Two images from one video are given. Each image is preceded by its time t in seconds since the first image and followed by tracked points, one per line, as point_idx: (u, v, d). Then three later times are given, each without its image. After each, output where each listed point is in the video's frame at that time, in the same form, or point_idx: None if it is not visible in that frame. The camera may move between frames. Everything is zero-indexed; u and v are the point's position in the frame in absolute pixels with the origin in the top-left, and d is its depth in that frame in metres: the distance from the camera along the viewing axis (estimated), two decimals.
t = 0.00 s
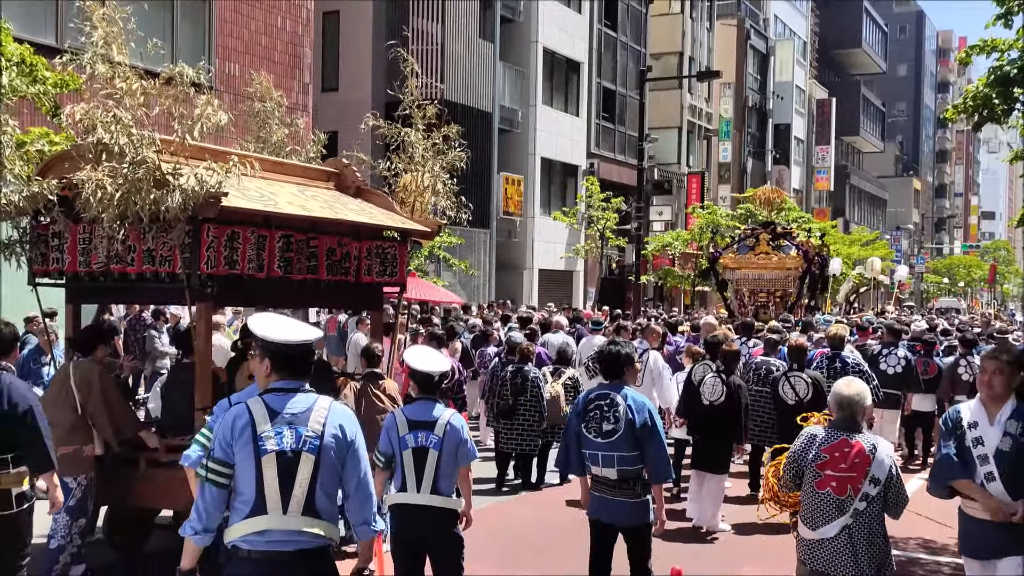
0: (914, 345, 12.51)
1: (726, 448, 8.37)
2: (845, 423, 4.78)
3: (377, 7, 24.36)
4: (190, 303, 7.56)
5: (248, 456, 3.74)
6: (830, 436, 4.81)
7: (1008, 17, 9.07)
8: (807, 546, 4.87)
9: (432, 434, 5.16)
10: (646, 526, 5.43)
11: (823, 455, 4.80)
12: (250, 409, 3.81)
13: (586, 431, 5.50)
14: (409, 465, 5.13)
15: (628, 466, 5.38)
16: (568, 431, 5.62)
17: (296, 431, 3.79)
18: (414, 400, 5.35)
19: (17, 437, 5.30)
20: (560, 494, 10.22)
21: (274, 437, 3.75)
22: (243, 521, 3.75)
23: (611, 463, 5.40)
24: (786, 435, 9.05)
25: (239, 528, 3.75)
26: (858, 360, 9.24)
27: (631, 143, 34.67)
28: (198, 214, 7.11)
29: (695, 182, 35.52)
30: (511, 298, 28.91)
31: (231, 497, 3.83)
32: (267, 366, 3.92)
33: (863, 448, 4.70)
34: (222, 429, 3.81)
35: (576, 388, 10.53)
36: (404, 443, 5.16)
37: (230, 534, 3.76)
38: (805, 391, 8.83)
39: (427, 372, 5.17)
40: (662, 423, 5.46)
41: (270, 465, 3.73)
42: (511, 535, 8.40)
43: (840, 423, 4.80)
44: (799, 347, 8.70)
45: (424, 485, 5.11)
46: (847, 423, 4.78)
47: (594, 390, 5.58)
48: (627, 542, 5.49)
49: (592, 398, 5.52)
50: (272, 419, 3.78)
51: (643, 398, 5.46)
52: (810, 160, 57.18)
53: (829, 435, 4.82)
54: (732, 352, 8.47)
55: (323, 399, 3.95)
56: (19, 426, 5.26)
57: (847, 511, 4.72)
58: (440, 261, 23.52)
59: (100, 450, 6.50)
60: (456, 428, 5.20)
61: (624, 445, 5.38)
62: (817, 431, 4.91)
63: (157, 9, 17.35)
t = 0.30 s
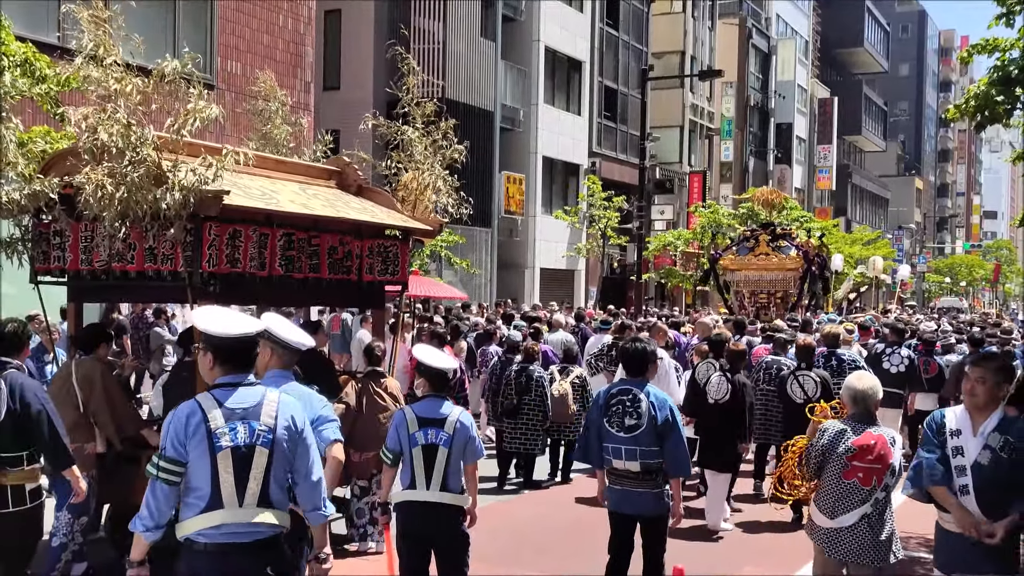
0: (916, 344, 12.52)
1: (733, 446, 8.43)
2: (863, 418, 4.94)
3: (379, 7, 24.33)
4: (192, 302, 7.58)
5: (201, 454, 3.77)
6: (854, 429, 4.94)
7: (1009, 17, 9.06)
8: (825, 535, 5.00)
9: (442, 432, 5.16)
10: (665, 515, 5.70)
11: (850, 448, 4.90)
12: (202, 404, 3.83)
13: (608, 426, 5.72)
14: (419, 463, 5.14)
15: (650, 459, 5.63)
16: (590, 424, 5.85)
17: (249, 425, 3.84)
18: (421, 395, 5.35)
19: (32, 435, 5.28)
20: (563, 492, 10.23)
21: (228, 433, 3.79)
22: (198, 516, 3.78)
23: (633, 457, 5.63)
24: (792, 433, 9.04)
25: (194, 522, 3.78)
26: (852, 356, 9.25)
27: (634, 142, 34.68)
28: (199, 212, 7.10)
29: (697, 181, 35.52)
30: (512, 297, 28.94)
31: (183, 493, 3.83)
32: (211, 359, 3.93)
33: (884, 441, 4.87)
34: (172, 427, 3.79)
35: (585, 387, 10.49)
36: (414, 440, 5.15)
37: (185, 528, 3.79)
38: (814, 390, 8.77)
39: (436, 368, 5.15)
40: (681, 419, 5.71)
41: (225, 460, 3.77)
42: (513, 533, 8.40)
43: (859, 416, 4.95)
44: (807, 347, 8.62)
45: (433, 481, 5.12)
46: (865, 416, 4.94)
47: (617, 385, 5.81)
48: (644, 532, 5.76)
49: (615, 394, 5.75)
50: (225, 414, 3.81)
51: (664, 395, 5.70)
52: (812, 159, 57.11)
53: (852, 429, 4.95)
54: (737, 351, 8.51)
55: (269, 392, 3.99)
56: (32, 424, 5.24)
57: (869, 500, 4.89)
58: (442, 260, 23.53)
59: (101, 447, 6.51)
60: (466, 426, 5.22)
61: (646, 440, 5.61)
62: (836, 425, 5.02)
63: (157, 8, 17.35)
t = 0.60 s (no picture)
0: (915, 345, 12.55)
1: (740, 446, 8.44)
2: (859, 412, 5.34)
3: (379, 7, 24.31)
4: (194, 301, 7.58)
5: (187, 450, 3.88)
6: (853, 426, 5.33)
7: (1012, 17, 9.05)
8: (840, 529, 5.37)
9: (448, 430, 5.19)
10: (669, 509, 5.77)
11: (854, 445, 5.30)
12: (176, 403, 3.91)
13: (616, 422, 5.77)
14: (426, 462, 5.14)
15: (658, 455, 5.71)
16: (595, 421, 5.87)
17: (226, 418, 4.01)
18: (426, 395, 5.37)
19: (27, 433, 5.27)
20: (565, 492, 10.24)
21: (209, 428, 3.95)
22: (182, 513, 3.89)
23: (641, 453, 5.71)
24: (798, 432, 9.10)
25: (180, 520, 3.88)
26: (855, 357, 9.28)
27: (635, 142, 34.68)
28: (201, 211, 7.12)
29: (698, 181, 35.53)
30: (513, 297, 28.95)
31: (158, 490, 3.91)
32: (170, 357, 4.00)
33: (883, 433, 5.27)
34: (152, 428, 3.84)
35: (586, 387, 10.60)
36: (421, 439, 5.16)
37: (171, 526, 3.88)
38: (826, 391, 8.76)
39: (443, 367, 5.16)
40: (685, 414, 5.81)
41: (211, 454, 3.93)
42: (514, 533, 8.41)
43: (857, 412, 5.34)
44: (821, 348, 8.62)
45: (439, 480, 5.12)
46: (861, 411, 5.35)
47: (622, 381, 5.84)
48: (647, 524, 5.84)
49: (622, 390, 5.79)
50: (201, 409, 3.94)
51: (669, 391, 5.79)
52: (814, 160, 57.13)
53: (852, 427, 5.33)
54: (740, 351, 8.52)
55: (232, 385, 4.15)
56: (27, 422, 5.23)
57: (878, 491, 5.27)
58: (443, 260, 23.55)
59: (103, 447, 6.50)
60: (472, 424, 5.25)
61: (654, 436, 5.70)
62: (836, 425, 5.38)
63: (160, 7, 17.36)
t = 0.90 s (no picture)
0: (915, 346, 12.57)
1: (748, 446, 8.46)
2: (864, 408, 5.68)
3: (381, 7, 24.31)
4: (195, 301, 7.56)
5: (171, 447, 4.01)
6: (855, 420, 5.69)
7: (1013, 18, 9.04)
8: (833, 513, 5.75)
9: (454, 430, 5.19)
10: (662, 507, 5.75)
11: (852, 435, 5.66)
12: (161, 401, 4.02)
13: (605, 422, 5.79)
14: (432, 461, 5.14)
15: (648, 453, 5.71)
16: (586, 422, 5.89)
17: (203, 417, 4.17)
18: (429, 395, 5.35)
19: (13, 432, 5.19)
20: (565, 492, 10.24)
21: (190, 426, 4.10)
22: (164, 509, 4.01)
23: (630, 451, 5.72)
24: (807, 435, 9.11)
25: (161, 517, 4.00)
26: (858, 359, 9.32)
27: (636, 142, 34.70)
28: (202, 212, 7.10)
29: (699, 182, 35.55)
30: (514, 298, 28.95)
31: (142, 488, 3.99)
32: (143, 358, 4.11)
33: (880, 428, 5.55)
34: (140, 427, 3.91)
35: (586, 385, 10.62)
36: (427, 438, 5.16)
37: (153, 524, 3.99)
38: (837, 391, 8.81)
39: (448, 367, 5.15)
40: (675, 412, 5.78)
41: (192, 451, 4.09)
42: (515, 533, 8.42)
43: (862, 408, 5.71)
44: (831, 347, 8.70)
45: (446, 480, 5.12)
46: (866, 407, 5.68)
47: (611, 382, 5.85)
48: (641, 523, 5.81)
49: (610, 390, 5.81)
50: (184, 408, 4.08)
51: (659, 390, 5.78)
52: (815, 161, 57.16)
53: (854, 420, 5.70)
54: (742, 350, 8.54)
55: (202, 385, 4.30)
56: (13, 419, 5.14)
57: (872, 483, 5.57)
58: (443, 260, 23.58)
59: (103, 446, 6.52)
60: (476, 424, 5.27)
61: (642, 435, 5.70)
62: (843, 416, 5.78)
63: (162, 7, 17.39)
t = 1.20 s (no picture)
0: (916, 348, 12.56)
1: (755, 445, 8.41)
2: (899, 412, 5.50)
3: (382, 8, 24.29)
4: (195, 302, 7.54)
5: (146, 441, 4.03)
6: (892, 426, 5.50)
7: (1015, 19, 9.03)
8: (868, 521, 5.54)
9: (463, 429, 5.18)
10: (659, 507, 5.75)
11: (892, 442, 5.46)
12: (136, 395, 4.03)
13: (599, 423, 5.78)
14: (443, 459, 5.12)
15: (641, 452, 5.70)
16: (579, 423, 5.88)
17: (175, 412, 4.20)
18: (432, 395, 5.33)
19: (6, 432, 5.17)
20: (566, 493, 10.24)
21: (164, 421, 4.13)
22: (134, 502, 4.01)
23: (624, 451, 5.71)
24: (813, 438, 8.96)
25: (131, 509, 4.00)
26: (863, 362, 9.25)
27: (637, 144, 34.72)
28: (203, 211, 7.13)
29: (700, 184, 35.59)
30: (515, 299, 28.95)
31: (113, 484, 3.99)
32: (111, 353, 4.12)
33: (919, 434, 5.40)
34: (118, 419, 3.91)
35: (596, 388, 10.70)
36: (438, 438, 5.12)
37: (121, 517, 3.97)
38: (842, 392, 8.69)
39: (452, 366, 5.14)
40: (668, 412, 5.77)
41: (164, 446, 4.10)
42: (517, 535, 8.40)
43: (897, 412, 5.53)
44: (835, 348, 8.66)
45: (455, 480, 5.13)
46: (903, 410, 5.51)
47: (605, 382, 5.84)
48: (639, 523, 5.82)
49: (603, 390, 5.79)
50: (157, 403, 4.10)
51: (652, 390, 5.77)
52: (816, 162, 57.17)
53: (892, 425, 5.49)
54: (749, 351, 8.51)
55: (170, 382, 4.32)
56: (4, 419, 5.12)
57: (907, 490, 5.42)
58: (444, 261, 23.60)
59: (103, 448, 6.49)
60: (483, 425, 5.27)
61: (636, 434, 5.69)
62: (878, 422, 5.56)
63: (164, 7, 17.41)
